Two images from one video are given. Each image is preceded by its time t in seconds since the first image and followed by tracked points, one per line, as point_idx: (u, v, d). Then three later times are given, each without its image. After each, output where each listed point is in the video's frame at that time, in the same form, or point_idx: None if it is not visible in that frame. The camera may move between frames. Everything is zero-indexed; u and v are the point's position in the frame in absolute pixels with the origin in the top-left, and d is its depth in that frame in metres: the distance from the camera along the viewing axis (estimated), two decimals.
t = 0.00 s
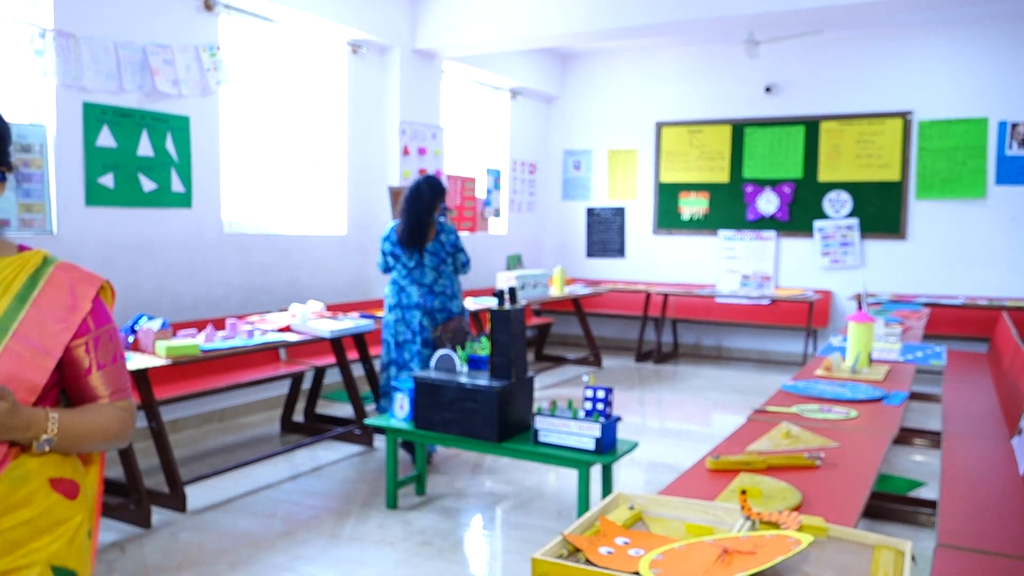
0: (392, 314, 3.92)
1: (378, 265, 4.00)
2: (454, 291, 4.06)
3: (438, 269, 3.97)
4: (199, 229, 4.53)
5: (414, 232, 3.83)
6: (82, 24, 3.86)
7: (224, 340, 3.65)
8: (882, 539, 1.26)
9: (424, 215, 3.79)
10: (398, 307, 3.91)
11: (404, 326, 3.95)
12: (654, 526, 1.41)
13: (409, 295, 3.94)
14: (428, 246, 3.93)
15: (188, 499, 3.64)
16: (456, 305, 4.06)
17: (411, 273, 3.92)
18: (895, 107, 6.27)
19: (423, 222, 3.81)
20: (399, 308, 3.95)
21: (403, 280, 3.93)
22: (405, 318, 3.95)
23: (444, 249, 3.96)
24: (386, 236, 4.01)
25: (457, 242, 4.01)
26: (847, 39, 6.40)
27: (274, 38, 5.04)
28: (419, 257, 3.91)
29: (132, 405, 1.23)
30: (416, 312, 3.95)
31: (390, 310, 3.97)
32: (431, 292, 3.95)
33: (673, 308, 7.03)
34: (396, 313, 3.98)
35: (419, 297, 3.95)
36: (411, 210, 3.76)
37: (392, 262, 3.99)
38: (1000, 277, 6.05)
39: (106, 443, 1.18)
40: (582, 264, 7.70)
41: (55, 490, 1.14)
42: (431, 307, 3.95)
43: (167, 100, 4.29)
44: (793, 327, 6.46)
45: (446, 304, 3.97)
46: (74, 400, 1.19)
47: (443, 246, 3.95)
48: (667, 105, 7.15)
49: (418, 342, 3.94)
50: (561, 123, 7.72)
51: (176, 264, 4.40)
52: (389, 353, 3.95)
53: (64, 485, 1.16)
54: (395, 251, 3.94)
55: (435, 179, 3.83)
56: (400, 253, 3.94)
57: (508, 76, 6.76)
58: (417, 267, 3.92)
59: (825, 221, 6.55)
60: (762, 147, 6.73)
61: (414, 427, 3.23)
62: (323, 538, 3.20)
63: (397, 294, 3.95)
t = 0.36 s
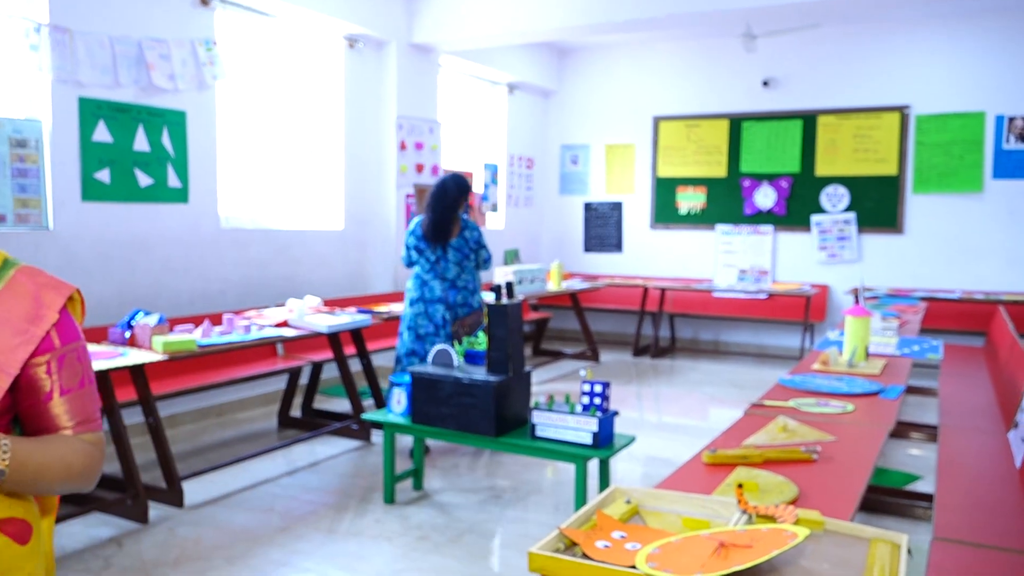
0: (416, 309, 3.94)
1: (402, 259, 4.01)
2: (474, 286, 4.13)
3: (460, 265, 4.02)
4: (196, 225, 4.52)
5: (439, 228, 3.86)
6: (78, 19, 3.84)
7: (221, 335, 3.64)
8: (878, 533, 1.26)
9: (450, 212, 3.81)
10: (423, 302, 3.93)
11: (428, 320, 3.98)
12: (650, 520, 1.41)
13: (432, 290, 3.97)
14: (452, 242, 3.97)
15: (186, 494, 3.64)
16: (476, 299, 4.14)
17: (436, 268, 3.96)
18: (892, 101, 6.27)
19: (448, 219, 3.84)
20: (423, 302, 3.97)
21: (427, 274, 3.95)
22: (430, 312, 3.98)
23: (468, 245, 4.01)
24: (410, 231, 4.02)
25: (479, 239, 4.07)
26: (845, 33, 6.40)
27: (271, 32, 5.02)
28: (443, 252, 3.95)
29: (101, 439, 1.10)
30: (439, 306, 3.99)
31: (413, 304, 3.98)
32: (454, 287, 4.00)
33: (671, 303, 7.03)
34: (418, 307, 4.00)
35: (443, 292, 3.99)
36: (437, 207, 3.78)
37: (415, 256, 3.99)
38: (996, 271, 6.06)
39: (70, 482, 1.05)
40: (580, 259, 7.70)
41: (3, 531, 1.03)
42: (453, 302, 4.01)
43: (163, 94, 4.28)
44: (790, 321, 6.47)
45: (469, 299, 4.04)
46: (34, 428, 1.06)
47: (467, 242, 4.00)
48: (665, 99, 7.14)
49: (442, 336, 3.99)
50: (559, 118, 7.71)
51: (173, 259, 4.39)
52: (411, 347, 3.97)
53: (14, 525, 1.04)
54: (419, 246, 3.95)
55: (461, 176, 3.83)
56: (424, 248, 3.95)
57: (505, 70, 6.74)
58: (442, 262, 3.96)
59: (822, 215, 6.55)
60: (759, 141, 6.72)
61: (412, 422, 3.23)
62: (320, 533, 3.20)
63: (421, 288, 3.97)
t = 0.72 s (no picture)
0: (451, 302, 3.87)
1: (433, 252, 3.91)
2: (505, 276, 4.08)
3: (494, 257, 3.96)
4: (185, 220, 4.49)
5: (475, 223, 3.75)
6: (64, 13, 3.81)
7: (210, 331, 3.63)
8: (865, 525, 1.27)
9: (486, 208, 3.71)
10: (458, 296, 3.86)
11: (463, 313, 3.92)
12: (639, 514, 1.41)
13: (467, 283, 3.90)
14: (486, 235, 3.90)
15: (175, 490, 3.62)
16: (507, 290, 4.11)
17: (472, 261, 3.89)
18: (881, 96, 6.29)
19: (483, 214, 3.73)
20: (458, 295, 3.90)
21: (463, 268, 3.88)
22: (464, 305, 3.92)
23: (501, 237, 3.95)
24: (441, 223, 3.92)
25: (512, 231, 4.01)
26: (835, 29, 6.41)
27: (259, 27, 4.99)
28: (479, 246, 3.87)
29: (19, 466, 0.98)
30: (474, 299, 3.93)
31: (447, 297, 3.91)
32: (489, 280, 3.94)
33: (660, 298, 7.05)
34: (453, 300, 3.93)
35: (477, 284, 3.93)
36: (473, 202, 3.67)
37: (448, 250, 3.90)
38: (983, 265, 6.09)
39: None
40: (570, 254, 7.70)
41: None
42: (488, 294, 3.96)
43: (150, 89, 4.25)
44: (779, 316, 6.50)
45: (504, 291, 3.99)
46: None
47: (501, 235, 3.95)
48: (655, 95, 7.15)
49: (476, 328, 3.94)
50: (548, 113, 7.70)
51: (161, 255, 4.37)
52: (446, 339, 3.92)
53: None
54: (453, 240, 3.85)
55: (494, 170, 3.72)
56: (458, 241, 3.86)
57: (494, 66, 6.73)
58: (477, 255, 3.89)
59: (811, 211, 6.57)
60: (749, 136, 6.74)
61: (402, 418, 3.23)
62: (311, 529, 3.19)
63: (456, 281, 3.90)
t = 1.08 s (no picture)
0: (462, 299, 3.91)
1: (444, 250, 3.98)
2: (517, 275, 4.09)
3: (506, 255, 3.98)
4: (170, 218, 4.46)
5: (488, 222, 3.80)
6: (47, 9, 3.77)
7: (195, 330, 3.61)
8: (848, 523, 1.27)
9: (499, 207, 3.75)
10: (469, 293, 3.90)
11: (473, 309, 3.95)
12: (625, 513, 1.42)
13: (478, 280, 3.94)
14: (499, 234, 3.93)
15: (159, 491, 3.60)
16: (519, 289, 4.11)
17: (483, 259, 3.92)
18: (866, 97, 6.34)
19: (495, 213, 3.77)
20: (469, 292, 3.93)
21: (473, 265, 3.92)
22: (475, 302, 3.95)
23: (513, 236, 3.98)
24: (453, 223, 3.99)
25: (523, 231, 4.04)
26: (820, 30, 6.45)
27: (245, 25, 4.96)
28: (490, 244, 3.90)
29: None
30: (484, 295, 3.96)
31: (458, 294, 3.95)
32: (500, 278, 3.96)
33: (647, 297, 7.07)
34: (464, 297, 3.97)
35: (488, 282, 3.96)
36: (486, 201, 3.71)
37: (459, 248, 3.95)
38: (966, 265, 6.14)
39: None
40: (558, 253, 7.71)
41: None
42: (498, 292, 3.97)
43: (135, 87, 4.22)
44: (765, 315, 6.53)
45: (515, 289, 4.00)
46: None
47: (513, 234, 3.97)
48: (642, 95, 7.17)
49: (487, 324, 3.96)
50: (536, 112, 7.70)
51: (147, 253, 4.34)
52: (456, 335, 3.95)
53: None
54: (465, 238, 3.90)
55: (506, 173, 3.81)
56: (470, 239, 3.90)
57: (482, 64, 6.72)
58: (488, 253, 3.91)
59: (797, 211, 6.61)
60: (735, 136, 6.77)
61: (389, 418, 3.22)
62: (297, 529, 3.18)
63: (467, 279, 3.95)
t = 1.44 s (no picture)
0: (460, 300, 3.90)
1: (442, 253, 3.99)
2: (514, 277, 4.08)
3: (503, 257, 3.98)
4: (147, 217, 4.42)
5: (484, 224, 3.83)
6: (20, 5, 3.71)
7: (172, 330, 3.57)
8: (821, 518, 1.29)
9: (495, 210, 3.81)
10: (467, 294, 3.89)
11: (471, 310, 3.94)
12: (602, 510, 1.42)
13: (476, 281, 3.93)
14: (496, 235, 3.93)
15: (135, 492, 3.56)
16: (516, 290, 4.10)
17: (481, 260, 3.92)
18: (841, 98, 6.40)
19: (491, 216, 3.83)
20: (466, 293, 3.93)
21: (471, 267, 3.91)
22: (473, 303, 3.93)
23: (510, 238, 3.98)
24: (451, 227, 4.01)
25: (520, 233, 4.04)
26: (797, 31, 6.52)
27: (222, 23, 4.91)
28: (487, 245, 3.90)
29: None
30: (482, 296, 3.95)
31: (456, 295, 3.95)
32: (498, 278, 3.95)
33: (627, 295, 7.10)
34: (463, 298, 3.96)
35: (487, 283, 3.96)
36: (482, 204, 3.77)
37: (457, 250, 3.96)
38: (940, 264, 6.22)
39: None
40: (537, 252, 7.72)
41: None
42: (496, 292, 3.96)
43: (111, 85, 4.17)
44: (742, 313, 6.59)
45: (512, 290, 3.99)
46: None
47: (509, 236, 3.97)
48: (621, 94, 7.20)
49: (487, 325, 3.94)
50: (515, 111, 7.70)
51: (123, 252, 4.29)
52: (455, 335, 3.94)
53: None
54: (463, 240, 3.90)
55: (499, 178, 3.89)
56: (468, 242, 3.91)
57: (461, 64, 6.71)
58: (485, 254, 3.91)
59: (774, 210, 6.67)
60: (713, 136, 6.82)
61: (368, 417, 3.21)
62: (275, 529, 3.16)
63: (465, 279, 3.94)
